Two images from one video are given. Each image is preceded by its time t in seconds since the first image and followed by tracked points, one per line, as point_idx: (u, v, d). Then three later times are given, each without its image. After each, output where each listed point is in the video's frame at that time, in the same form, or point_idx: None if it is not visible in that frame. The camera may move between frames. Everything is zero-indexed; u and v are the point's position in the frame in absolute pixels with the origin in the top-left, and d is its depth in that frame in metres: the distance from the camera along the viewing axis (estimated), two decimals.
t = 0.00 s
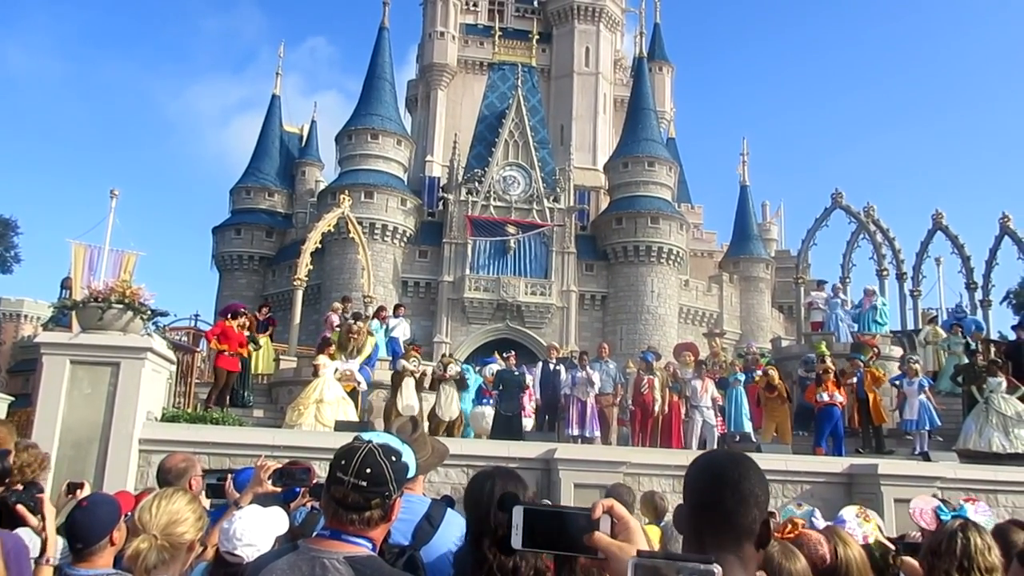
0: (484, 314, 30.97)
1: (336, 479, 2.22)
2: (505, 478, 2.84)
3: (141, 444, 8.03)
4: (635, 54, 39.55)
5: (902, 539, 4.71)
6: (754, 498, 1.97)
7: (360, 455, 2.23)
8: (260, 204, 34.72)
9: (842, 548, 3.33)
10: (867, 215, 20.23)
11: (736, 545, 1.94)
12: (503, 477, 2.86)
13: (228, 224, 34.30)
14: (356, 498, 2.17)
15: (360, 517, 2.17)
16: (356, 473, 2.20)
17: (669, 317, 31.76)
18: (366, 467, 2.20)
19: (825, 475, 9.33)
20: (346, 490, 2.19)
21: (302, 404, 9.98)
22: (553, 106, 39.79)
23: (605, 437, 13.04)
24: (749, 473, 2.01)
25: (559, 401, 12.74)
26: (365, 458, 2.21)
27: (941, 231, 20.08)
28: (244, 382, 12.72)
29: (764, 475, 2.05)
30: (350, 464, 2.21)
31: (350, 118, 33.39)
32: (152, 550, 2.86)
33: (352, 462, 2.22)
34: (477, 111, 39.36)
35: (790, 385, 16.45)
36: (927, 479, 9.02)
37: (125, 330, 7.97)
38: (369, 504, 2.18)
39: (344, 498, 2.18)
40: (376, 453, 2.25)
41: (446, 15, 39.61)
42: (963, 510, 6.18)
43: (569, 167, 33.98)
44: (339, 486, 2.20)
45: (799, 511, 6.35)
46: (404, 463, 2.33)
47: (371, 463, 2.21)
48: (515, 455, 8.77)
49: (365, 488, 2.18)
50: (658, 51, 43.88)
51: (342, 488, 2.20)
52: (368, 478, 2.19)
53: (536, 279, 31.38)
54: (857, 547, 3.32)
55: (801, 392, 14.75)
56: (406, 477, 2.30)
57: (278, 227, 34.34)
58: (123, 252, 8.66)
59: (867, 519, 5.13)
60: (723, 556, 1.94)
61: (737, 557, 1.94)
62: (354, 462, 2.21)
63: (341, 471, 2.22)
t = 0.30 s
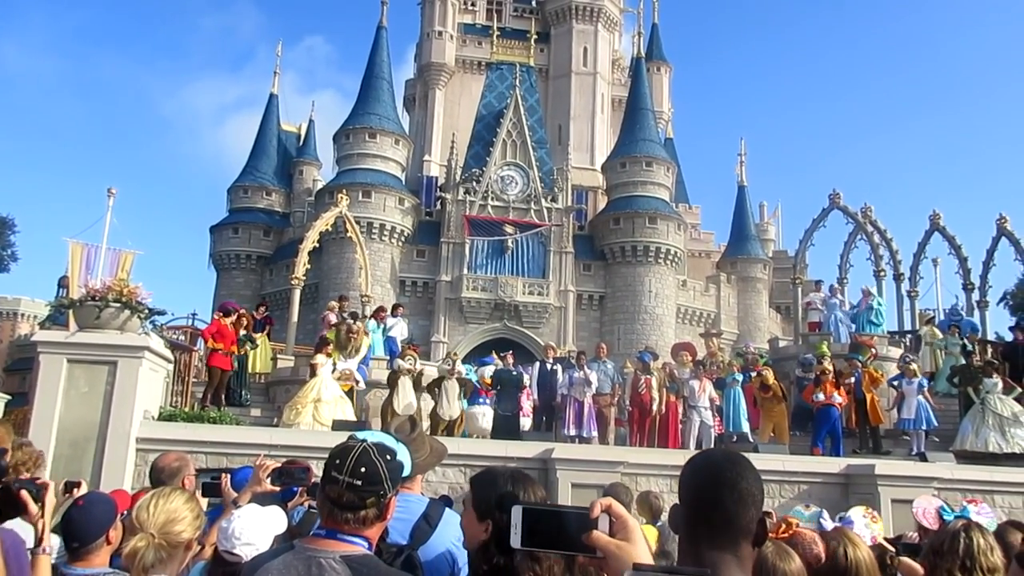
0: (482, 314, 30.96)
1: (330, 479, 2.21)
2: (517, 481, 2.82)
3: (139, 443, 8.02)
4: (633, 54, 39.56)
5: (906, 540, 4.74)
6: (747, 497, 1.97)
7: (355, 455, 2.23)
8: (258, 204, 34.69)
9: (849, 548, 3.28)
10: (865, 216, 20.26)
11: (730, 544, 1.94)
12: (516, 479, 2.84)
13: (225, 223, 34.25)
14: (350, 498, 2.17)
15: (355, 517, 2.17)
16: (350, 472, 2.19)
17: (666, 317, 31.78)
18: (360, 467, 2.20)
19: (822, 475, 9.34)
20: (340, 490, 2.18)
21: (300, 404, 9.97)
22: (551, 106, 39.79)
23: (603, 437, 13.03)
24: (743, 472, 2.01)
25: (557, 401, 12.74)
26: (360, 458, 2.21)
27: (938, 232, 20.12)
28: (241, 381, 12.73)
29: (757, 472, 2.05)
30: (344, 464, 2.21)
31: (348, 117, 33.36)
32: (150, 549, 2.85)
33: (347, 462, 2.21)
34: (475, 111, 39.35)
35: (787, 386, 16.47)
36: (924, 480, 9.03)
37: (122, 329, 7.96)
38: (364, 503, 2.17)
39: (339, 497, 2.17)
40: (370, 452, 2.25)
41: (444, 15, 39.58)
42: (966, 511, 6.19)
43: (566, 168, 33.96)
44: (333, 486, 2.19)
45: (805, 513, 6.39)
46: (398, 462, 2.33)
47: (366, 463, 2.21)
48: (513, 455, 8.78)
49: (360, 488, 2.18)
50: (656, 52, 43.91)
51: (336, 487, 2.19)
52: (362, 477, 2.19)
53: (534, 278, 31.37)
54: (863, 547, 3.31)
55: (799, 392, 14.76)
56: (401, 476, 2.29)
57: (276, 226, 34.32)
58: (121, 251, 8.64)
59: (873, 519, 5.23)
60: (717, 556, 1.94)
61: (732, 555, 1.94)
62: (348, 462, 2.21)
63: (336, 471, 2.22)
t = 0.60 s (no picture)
0: (479, 313, 30.93)
1: (328, 479, 2.21)
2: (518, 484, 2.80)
3: (136, 443, 8.00)
4: (630, 54, 39.56)
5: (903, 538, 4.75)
6: (742, 496, 1.97)
7: (352, 455, 2.22)
8: (254, 203, 34.64)
9: (851, 547, 3.27)
10: (861, 214, 20.26)
11: (724, 543, 1.95)
12: (519, 481, 2.82)
13: (222, 222, 34.20)
14: (348, 496, 2.17)
15: (353, 517, 2.16)
16: (347, 472, 2.19)
17: (664, 316, 31.80)
18: (358, 467, 2.20)
19: (819, 473, 9.36)
20: (338, 490, 2.18)
21: (297, 404, 9.96)
22: (548, 106, 39.79)
23: (601, 436, 13.02)
24: (737, 470, 2.00)
25: (554, 400, 12.74)
26: (357, 457, 2.20)
27: (934, 231, 20.16)
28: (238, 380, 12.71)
29: (751, 470, 2.05)
30: (341, 464, 2.20)
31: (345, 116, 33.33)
32: (148, 550, 2.85)
33: (344, 461, 2.21)
34: (472, 111, 39.33)
35: (784, 384, 16.49)
36: (921, 477, 9.06)
37: (119, 329, 7.95)
38: (361, 504, 2.17)
39: (336, 498, 2.17)
40: (367, 452, 2.25)
41: (441, 14, 39.53)
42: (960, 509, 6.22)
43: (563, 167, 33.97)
44: (331, 486, 2.19)
45: (813, 511, 6.42)
46: (396, 462, 2.33)
47: (363, 463, 2.21)
48: (511, 455, 8.78)
49: (357, 488, 2.18)
50: (653, 51, 43.91)
51: (334, 487, 2.19)
52: (360, 477, 2.19)
53: (531, 278, 31.36)
54: (866, 545, 3.30)
55: (796, 391, 14.78)
56: (398, 476, 2.30)
57: (272, 226, 34.28)
58: (117, 251, 8.62)
59: (879, 522, 5.29)
60: (712, 555, 1.94)
61: (727, 553, 1.94)
62: (345, 462, 2.20)
63: (333, 470, 2.21)
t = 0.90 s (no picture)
0: (478, 313, 30.91)
1: (323, 479, 2.21)
2: (509, 482, 2.80)
3: (135, 443, 8.00)
4: (628, 53, 39.55)
5: (899, 536, 4.76)
6: (736, 495, 1.97)
7: (347, 455, 2.22)
8: (253, 203, 34.63)
9: (845, 545, 3.28)
10: (859, 213, 20.26)
11: (718, 541, 1.94)
12: (512, 480, 2.81)
13: (220, 223, 34.18)
14: (343, 496, 2.17)
15: (348, 517, 2.16)
16: (343, 472, 2.19)
17: (662, 315, 31.79)
18: (353, 467, 2.19)
19: (818, 472, 9.36)
20: (333, 490, 2.18)
21: (295, 404, 9.95)
22: (546, 105, 39.79)
23: (600, 435, 13.02)
24: (731, 468, 2.01)
25: (553, 400, 12.74)
26: (352, 457, 2.20)
27: (932, 229, 20.17)
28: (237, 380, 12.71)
29: (744, 468, 2.04)
30: (336, 464, 2.21)
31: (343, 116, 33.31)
32: (147, 550, 2.84)
33: (339, 462, 2.21)
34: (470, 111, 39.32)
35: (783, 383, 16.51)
36: (919, 476, 9.07)
37: (118, 329, 7.94)
38: (357, 503, 2.17)
39: (331, 498, 2.17)
40: (363, 452, 2.25)
41: (439, 14, 39.50)
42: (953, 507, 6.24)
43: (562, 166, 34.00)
44: (326, 486, 2.19)
45: (813, 508, 6.43)
46: (391, 462, 2.32)
47: (358, 462, 2.21)
48: (509, 454, 8.78)
49: (352, 488, 2.17)
50: (651, 50, 43.87)
51: (329, 488, 2.19)
52: (355, 477, 2.18)
53: (529, 277, 31.35)
54: (862, 543, 3.31)
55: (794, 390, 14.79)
56: (394, 476, 2.29)
57: (271, 226, 34.25)
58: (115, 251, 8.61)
59: (879, 522, 5.31)
60: (706, 553, 1.94)
61: (721, 551, 1.94)
62: (341, 462, 2.20)
63: (328, 470, 2.21)
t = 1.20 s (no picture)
0: (475, 312, 30.90)
1: (318, 479, 2.21)
2: (502, 481, 2.79)
3: (133, 443, 7.99)
4: (625, 52, 39.50)
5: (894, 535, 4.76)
6: (729, 493, 1.97)
7: (343, 455, 2.22)
8: (250, 203, 34.59)
9: (839, 543, 3.28)
10: (856, 212, 20.26)
11: (712, 540, 1.94)
12: (505, 479, 2.81)
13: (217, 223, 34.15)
14: (339, 496, 2.16)
15: (344, 518, 2.15)
16: (338, 473, 2.19)
17: (660, 315, 31.77)
18: (349, 467, 2.19)
19: (816, 470, 9.37)
20: (328, 490, 2.17)
21: (293, 403, 9.94)
22: (543, 104, 39.76)
23: (598, 434, 13.01)
24: (722, 467, 2.01)
25: (551, 399, 12.74)
26: (348, 458, 2.20)
27: (930, 227, 20.13)
28: (235, 380, 12.70)
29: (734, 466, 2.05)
30: (332, 464, 2.20)
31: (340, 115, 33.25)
32: (143, 551, 2.84)
33: (335, 462, 2.21)
34: (467, 111, 39.27)
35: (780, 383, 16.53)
36: (916, 475, 9.08)
37: (115, 330, 7.92)
38: (353, 504, 2.16)
39: (327, 499, 2.16)
40: (359, 452, 2.25)
41: (436, 13, 39.45)
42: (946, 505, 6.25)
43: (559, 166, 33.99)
44: (322, 486, 2.19)
45: (807, 506, 6.44)
46: (387, 462, 2.32)
47: (355, 462, 2.21)
48: (508, 454, 8.78)
49: (348, 488, 2.17)
50: (648, 50, 43.85)
51: (326, 488, 2.18)
52: (351, 477, 2.18)
53: (527, 276, 31.33)
54: (854, 541, 3.31)
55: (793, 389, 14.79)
56: (391, 476, 2.29)
57: (268, 226, 34.20)
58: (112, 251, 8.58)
59: (871, 522, 5.29)
60: (701, 552, 1.94)
61: (713, 551, 1.94)
62: (337, 462, 2.20)
63: (324, 471, 2.21)
